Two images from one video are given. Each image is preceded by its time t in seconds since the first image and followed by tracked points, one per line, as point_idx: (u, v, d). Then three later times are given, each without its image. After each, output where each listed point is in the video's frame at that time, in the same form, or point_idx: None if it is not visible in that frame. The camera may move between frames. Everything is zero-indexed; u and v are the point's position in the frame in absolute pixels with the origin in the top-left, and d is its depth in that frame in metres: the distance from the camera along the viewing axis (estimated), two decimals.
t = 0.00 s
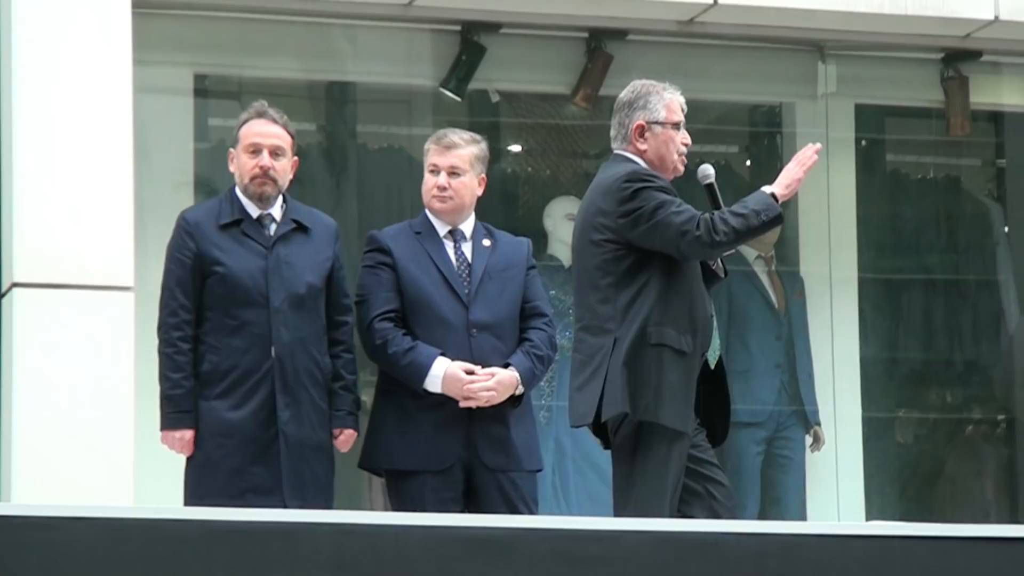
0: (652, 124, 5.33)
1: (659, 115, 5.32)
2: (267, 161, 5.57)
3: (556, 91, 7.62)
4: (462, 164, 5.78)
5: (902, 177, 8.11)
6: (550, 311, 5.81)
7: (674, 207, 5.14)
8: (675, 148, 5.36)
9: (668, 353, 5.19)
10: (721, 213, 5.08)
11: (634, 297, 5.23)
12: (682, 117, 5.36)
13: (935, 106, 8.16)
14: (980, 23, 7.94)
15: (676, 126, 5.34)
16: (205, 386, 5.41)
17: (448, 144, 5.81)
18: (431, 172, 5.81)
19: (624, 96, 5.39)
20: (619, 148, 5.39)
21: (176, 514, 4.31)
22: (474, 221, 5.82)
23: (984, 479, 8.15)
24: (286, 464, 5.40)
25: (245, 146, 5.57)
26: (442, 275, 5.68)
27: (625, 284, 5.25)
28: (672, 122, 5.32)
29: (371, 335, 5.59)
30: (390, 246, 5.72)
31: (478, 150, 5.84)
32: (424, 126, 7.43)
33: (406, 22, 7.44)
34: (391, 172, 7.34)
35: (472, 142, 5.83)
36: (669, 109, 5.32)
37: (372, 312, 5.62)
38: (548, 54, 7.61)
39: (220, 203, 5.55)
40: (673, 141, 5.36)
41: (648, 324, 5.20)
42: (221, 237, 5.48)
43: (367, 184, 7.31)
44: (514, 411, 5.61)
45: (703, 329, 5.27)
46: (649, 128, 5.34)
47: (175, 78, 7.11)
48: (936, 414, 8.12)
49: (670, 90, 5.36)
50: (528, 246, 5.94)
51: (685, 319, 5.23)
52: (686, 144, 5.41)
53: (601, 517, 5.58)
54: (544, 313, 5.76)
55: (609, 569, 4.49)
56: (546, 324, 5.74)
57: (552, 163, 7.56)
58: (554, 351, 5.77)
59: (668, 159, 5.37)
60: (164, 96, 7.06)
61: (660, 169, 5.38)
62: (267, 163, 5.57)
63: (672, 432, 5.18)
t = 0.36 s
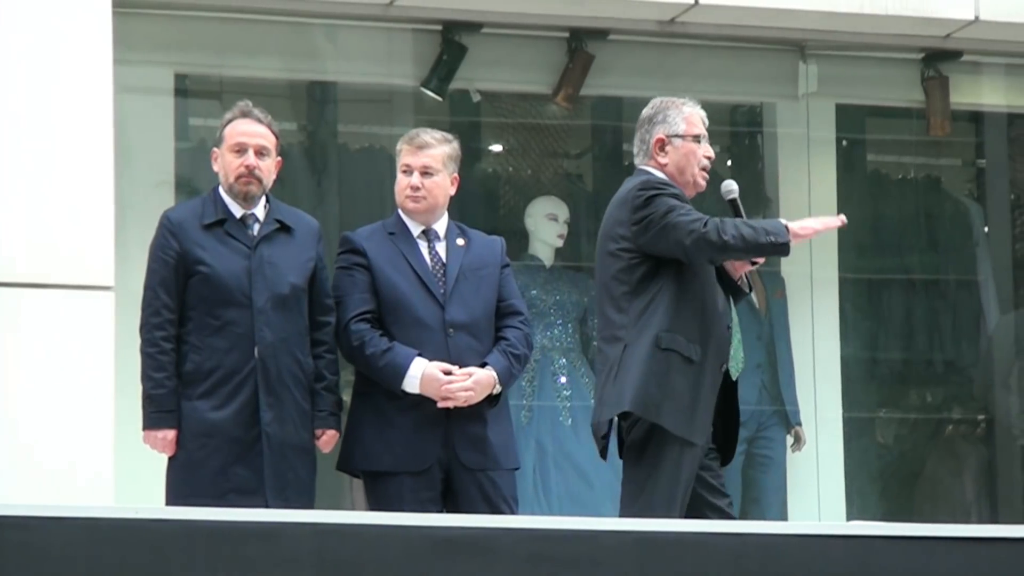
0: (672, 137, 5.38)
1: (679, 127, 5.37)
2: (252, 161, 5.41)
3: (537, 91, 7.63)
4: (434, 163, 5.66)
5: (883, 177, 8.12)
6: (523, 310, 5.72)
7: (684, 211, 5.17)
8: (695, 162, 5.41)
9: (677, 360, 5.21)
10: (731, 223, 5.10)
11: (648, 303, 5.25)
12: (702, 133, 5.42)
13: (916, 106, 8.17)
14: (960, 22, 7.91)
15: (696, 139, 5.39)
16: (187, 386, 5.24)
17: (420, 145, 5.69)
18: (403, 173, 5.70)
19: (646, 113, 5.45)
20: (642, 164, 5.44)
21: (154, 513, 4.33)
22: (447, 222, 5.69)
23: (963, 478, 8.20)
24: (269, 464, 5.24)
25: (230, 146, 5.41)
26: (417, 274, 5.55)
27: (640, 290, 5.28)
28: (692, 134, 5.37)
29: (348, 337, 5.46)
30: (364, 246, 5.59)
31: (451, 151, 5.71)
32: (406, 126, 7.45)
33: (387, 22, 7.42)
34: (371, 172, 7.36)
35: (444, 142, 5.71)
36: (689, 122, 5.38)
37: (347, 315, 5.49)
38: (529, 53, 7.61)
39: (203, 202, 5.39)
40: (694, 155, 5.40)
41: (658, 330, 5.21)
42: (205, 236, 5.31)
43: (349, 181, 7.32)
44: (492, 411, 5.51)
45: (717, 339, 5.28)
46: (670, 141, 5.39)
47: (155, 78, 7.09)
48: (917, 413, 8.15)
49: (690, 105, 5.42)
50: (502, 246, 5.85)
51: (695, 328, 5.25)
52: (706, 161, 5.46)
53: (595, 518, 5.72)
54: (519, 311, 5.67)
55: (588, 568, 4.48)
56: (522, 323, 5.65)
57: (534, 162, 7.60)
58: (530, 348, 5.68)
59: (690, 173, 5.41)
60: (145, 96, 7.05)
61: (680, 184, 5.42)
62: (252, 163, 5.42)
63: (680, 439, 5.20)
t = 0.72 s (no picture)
0: (723, 142, 5.40)
1: (731, 133, 5.38)
2: (245, 163, 5.41)
3: (523, 91, 7.64)
4: (424, 164, 5.60)
5: (867, 177, 8.17)
6: (514, 309, 5.67)
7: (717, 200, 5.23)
8: (747, 168, 5.41)
9: (720, 355, 5.24)
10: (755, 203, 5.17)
11: (695, 293, 5.28)
12: (758, 138, 5.41)
13: (901, 106, 8.19)
14: (946, 22, 7.92)
15: (749, 146, 5.39)
16: (175, 386, 5.24)
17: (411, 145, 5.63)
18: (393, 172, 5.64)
19: (707, 115, 5.46)
20: (699, 166, 5.48)
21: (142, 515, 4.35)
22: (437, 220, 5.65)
23: (949, 479, 8.20)
24: (257, 464, 5.24)
25: (222, 147, 5.40)
26: (407, 274, 5.51)
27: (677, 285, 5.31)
28: (743, 141, 5.37)
29: (337, 338, 5.43)
30: (353, 247, 5.56)
31: (440, 149, 5.66)
32: (392, 125, 7.45)
33: (373, 22, 7.43)
34: (356, 172, 7.35)
35: (435, 142, 5.64)
36: (741, 128, 5.38)
37: (338, 315, 5.46)
38: (516, 54, 7.62)
39: (192, 203, 5.40)
40: (744, 161, 5.41)
41: (701, 325, 5.24)
42: (193, 236, 5.32)
43: (335, 179, 7.32)
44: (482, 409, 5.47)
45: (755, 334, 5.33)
46: (722, 146, 5.41)
47: (141, 78, 7.09)
48: (902, 413, 8.16)
49: (750, 112, 5.42)
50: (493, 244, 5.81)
51: (735, 323, 5.29)
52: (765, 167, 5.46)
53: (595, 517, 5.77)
54: (510, 310, 5.63)
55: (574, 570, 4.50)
56: (513, 322, 5.61)
57: (520, 164, 7.60)
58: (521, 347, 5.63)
59: (741, 178, 5.42)
60: (131, 96, 7.05)
61: (733, 189, 5.45)
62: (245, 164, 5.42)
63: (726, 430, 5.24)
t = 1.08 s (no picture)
0: (726, 143, 5.36)
1: (734, 133, 5.34)
2: (228, 164, 5.40)
3: (503, 90, 7.64)
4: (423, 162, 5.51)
5: (846, 178, 8.14)
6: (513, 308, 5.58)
7: (699, 211, 5.20)
8: (750, 169, 5.37)
9: (700, 363, 5.19)
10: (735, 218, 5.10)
11: (671, 301, 5.25)
12: (764, 139, 5.35)
13: (880, 106, 8.20)
14: (924, 22, 7.93)
15: (752, 147, 5.34)
16: (154, 385, 5.23)
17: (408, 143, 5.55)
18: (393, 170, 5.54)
19: (717, 114, 5.43)
20: (709, 165, 5.46)
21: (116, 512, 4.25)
22: (434, 219, 5.56)
23: (926, 479, 8.23)
24: (237, 463, 5.24)
25: (205, 148, 5.38)
26: (404, 273, 5.42)
27: (664, 290, 5.28)
28: (745, 142, 5.33)
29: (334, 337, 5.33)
30: (352, 245, 5.46)
31: (439, 149, 5.57)
32: (372, 125, 7.45)
33: (353, 21, 7.41)
34: (338, 171, 7.38)
35: (432, 140, 5.56)
36: (744, 129, 5.33)
37: (334, 314, 5.36)
38: (495, 54, 7.61)
39: (170, 202, 5.38)
40: (748, 163, 5.36)
41: (678, 334, 5.20)
42: (171, 235, 5.30)
43: (314, 178, 7.35)
44: (479, 409, 5.38)
45: (749, 333, 5.24)
46: (725, 147, 5.37)
47: (119, 77, 7.07)
48: (880, 413, 8.19)
49: (757, 112, 5.37)
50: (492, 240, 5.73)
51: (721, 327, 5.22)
52: (772, 168, 5.40)
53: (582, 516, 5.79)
54: (507, 309, 5.54)
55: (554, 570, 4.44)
56: (510, 321, 5.51)
57: (499, 163, 7.61)
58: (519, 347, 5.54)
59: (745, 180, 5.38)
60: (108, 95, 7.03)
61: (739, 190, 5.41)
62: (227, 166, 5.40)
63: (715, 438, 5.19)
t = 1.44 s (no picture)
0: (712, 140, 5.37)
1: (719, 130, 5.36)
2: (206, 169, 5.36)
3: (479, 90, 7.65)
4: (421, 161, 5.46)
5: (823, 177, 8.16)
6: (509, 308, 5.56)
7: (671, 223, 5.21)
8: (735, 167, 5.36)
9: (685, 376, 5.22)
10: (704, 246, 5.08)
11: (661, 313, 5.27)
12: (749, 136, 5.36)
13: (856, 106, 8.23)
14: (900, 22, 7.93)
15: (737, 143, 5.35)
16: (133, 384, 5.23)
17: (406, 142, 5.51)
18: (388, 169, 5.50)
19: (703, 112, 5.44)
20: (695, 164, 5.46)
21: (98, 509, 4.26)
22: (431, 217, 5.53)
23: (903, 479, 8.26)
24: (217, 463, 5.24)
25: (184, 152, 5.34)
26: (399, 273, 5.39)
27: (649, 299, 5.32)
28: (730, 139, 5.34)
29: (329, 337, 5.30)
30: (348, 244, 5.42)
31: (434, 148, 5.53)
32: (348, 125, 7.46)
33: (330, 21, 7.41)
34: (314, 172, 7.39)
35: (429, 139, 5.52)
36: (730, 125, 5.34)
37: (329, 314, 5.33)
38: (472, 53, 7.62)
39: (146, 202, 5.35)
40: (733, 160, 5.36)
41: (664, 349, 5.26)
42: (149, 234, 5.29)
43: (292, 177, 7.36)
44: (473, 409, 5.37)
45: (731, 341, 5.24)
46: (711, 144, 5.38)
47: (95, 77, 7.07)
48: (858, 413, 8.19)
49: (743, 109, 5.37)
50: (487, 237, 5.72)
51: (705, 336, 5.23)
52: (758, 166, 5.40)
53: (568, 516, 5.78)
54: (503, 309, 5.51)
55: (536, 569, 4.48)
56: (506, 321, 5.49)
57: (476, 162, 7.62)
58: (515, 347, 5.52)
59: (731, 178, 5.37)
60: (84, 94, 7.02)
61: (725, 188, 5.41)
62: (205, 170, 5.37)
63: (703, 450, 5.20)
